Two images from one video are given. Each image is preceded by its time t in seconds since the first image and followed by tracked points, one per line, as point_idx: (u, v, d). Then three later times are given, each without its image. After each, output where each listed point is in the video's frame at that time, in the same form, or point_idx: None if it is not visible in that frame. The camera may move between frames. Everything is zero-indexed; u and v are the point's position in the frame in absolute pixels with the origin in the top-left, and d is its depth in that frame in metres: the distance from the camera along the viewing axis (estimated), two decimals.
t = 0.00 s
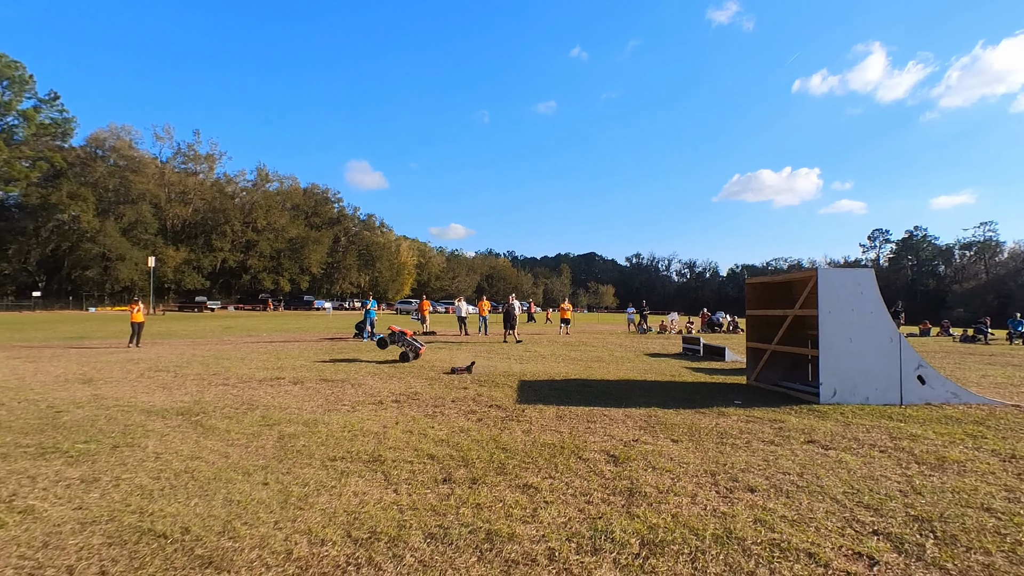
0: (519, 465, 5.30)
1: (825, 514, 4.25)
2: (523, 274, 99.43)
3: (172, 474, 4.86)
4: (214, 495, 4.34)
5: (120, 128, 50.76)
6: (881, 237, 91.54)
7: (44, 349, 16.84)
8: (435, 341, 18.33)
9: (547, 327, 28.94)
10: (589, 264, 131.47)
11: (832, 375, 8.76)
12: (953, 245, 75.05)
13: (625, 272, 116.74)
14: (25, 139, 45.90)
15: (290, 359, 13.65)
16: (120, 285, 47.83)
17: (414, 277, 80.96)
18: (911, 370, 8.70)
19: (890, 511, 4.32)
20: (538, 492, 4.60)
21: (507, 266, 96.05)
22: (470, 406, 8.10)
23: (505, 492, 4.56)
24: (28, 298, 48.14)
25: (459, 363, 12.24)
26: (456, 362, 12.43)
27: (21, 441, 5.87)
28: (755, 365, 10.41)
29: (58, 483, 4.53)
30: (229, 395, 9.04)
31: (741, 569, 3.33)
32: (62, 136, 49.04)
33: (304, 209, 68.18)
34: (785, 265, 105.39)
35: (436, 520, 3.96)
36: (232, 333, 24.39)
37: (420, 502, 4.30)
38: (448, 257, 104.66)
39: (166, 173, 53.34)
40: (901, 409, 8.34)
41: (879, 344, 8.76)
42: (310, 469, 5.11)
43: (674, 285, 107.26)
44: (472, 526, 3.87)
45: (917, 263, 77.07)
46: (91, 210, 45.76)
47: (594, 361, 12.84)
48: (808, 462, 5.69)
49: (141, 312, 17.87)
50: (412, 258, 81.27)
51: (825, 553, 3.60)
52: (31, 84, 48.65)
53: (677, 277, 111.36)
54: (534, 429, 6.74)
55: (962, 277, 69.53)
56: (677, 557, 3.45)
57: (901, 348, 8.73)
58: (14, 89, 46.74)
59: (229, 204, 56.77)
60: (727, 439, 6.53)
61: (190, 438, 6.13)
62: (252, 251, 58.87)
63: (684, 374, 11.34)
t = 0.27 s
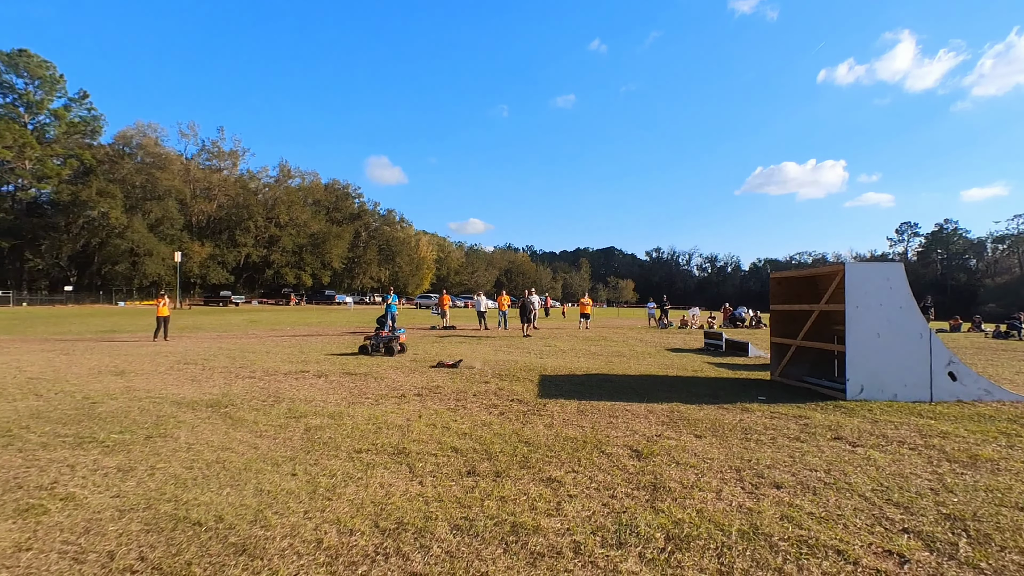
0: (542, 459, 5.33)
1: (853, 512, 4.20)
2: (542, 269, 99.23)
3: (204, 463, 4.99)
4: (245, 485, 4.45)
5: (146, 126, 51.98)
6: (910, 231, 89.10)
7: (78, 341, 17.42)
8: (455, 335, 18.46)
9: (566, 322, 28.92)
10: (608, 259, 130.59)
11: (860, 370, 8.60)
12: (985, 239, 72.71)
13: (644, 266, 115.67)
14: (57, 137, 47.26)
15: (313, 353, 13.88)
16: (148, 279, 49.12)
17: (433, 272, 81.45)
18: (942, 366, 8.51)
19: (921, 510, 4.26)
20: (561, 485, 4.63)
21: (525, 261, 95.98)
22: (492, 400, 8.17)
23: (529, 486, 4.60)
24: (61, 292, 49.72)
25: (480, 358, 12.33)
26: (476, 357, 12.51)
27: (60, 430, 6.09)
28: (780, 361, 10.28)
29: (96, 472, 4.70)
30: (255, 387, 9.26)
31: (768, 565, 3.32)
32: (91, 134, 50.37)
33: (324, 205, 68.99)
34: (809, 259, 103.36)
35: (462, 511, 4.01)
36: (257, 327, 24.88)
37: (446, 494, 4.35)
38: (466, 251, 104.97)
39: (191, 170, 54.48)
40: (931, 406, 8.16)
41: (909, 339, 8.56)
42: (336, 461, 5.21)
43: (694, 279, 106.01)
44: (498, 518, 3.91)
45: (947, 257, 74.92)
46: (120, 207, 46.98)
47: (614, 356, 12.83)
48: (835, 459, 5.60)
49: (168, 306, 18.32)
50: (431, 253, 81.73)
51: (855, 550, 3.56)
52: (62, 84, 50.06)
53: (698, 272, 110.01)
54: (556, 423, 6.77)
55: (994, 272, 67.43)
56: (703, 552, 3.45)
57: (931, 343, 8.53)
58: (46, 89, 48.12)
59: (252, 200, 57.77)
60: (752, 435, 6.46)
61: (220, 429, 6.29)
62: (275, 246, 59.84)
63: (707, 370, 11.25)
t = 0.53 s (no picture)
0: (562, 454, 5.38)
1: (879, 510, 4.16)
2: (559, 264, 99.08)
3: (232, 457, 5.12)
4: (272, 478, 4.57)
5: (170, 126, 53.09)
6: (938, 223, 86.81)
7: (107, 337, 17.92)
8: (472, 331, 18.56)
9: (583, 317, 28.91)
10: (626, 254, 129.72)
11: (885, 367, 8.45)
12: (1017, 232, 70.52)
13: (663, 261, 114.68)
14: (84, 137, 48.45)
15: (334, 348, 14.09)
16: (172, 276, 50.24)
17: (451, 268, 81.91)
18: (970, 363, 8.34)
19: (947, 509, 4.22)
20: (581, 481, 4.66)
21: (542, 256, 95.90)
22: (511, 395, 8.25)
23: (549, 480, 4.64)
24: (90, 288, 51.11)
25: (498, 354, 12.41)
26: (495, 353, 12.60)
27: (93, 424, 6.30)
28: (801, 357, 10.15)
29: (129, 464, 4.86)
30: (279, 382, 9.47)
31: (792, 561, 3.31)
32: (116, 133, 51.48)
33: (343, 201, 69.72)
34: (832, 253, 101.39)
35: (483, 506, 4.06)
36: (278, 323, 25.31)
37: (467, 489, 4.41)
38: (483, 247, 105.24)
39: (213, 168, 55.49)
40: (959, 404, 8.00)
41: (936, 336, 8.38)
42: (360, 454, 5.31)
43: (714, 274, 104.83)
44: (519, 512, 3.96)
45: (976, 251, 72.87)
46: (145, 205, 48.03)
47: (633, 352, 12.80)
48: (859, 456, 5.54)
49: (191, 302, 18.71)
50: (449, 248, 82.16)
51: (880, 549, 3.53)
52: (89, 85, 51.30)
53: (717, 267, 108.70)
54: (575, 419, 6.80)
55: None
56: (725, 549, 3.45)
57: (959, 340, 8.36)
58: (73, 90, 49.36)
59: (273, 197, 58.64)
60: (773, 431, 6.42)
61: (247, 422, 6.45)
62: (296, 243, 60.66)
63: (727, 366, 11.17)
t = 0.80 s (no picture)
0: (566, 450, 5.42)
1: (883, 505, 4.17)
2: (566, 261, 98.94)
3: (241, 452, 5.20)
4: (281, 472, 4.65)
5: (179, 126, 53.59)
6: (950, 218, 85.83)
7: (119, 335, 18.17)
8: (479, 328, 18.62)
9: (590, 314, 28.90)
10: (633, 251, 129.29)
11: (893, 363, 8.41)
12: None
13: (671, 258, 114.20)
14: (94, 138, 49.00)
15: (342, 346, 14.19)
16: (182, 275, 50.82)
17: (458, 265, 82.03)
18: (978, 359, 8.29)
19: (952, 503, 4.23)
20: (585, 475, 4.69)
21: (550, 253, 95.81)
22: (517, 392, 8.29)
23: (554, 475, 4.67)
24: (102, 287, 51.77)
25: (504, 351, 12.47)
26: (501, 350, 12.65)
27: (106, 420, 6.42)
28: (809, 354, 10.10)
29: (141, 459, 4.96)
30: (287, 379, 9.57)
31: (794, 555, 3.33)
32: (126, 133, 52.00)
33: (350, 200, 70.01)
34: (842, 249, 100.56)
35: (489, 500, 4.11)
36: (286, 321, 25.51)
37: (473, 483, 4.46)
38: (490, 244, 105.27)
39: (222, 168, 55.92)
40: (967, 400, 7.95)
41: (944, 332, 8.35)
42: (368, 450, 5.38)
43: (722, 270, 104.28)
44: (524, 506, 4.00)
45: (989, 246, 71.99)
46: (155, 205, 48.52)
47: (639, 349, 12.81)
48: (864, 452, 5.53)
49: (199, 301, 18.90)
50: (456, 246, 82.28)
51: (883, 543, 3.55)
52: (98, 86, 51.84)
53: (726, 263, 108.10)
54: (580, 415, 6.83)
55: None
56: (728, 542, 3.47)
57: (968, 335, 8.31)
58: (84, 91, 49.90)
59: (280, 196, 59.06)
60: (779, 427, 6.41)
61: (256, 418, 6.53)
62: (303, 242, 61.06)
63: (734, 362, 11.15)
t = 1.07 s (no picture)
0: (560, 444, 5.48)
1: (869, 495, 4.25)
2: (564, 261, 98.94)
3: (237, 447, 5.26)
4: (276, 466, 4.71)
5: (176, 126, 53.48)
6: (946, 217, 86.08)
7: (116, 335, 18.21)
8: (476, 327, 18.69)
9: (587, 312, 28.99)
10: (631, 250, 129.38)
11: (885, 358, 8.49)
12: None
13: (669, 256, 114.33)
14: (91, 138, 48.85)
15: (338, 345, 14.24)
16: (179, 275, 50.79)
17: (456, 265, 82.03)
18: (970, 354, 8.36)
19: (937, 494, 4.32)
20: (578, 468, 4.76)
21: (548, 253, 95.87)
22: (513, 388, 8.37)
23: (546, 468, 4.74)
24: (99, 288, 51.68)
25: (500, 349, 12.55)
26: (498, 347, 12.73)
27: (102, 417, 6.47)
28: (803, 350, 10.18)
29: (138, 454, 5.01)
30: (285, 377, 9.62)
31: (779, 543, 3.40)
32: (123, 133, 51.88)
33: (348, 199, 69.99)
34: (839, 247, 100.77)
35: (482, 492, 4.18)
36: (284, 320, 25.54)
37: (465, 476, 4.52)
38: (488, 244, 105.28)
39: (219, 167, 55.84)
40: (958, 394, 8.04)
41: (935, 327, 8.42)
42: (363, 444, 5.44)
43: (720, 269, 104.46)
44: (516, 498, 4.07)
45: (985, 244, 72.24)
46: (152, 205, 48.44)
47: (635, 347, 12.90)
48: (853, 445, 5.62)
49: (196, 300, 18.92)
50: (454, 245, 82.33)
51: (868, 532, 3.62)
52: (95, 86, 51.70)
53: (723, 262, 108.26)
54: (575, 410, 6.91)
55: None
56: (715, 531, 3.54)
57: (959, 330, 8.40)
58: (81, 91, 49.74)
59: (278, 196, 59.02)
60: (771, 422, 6.49)
61: (252, 415, 6.58)
62: (301, 241, 61.03)
63: (728, 359, 11.26)
